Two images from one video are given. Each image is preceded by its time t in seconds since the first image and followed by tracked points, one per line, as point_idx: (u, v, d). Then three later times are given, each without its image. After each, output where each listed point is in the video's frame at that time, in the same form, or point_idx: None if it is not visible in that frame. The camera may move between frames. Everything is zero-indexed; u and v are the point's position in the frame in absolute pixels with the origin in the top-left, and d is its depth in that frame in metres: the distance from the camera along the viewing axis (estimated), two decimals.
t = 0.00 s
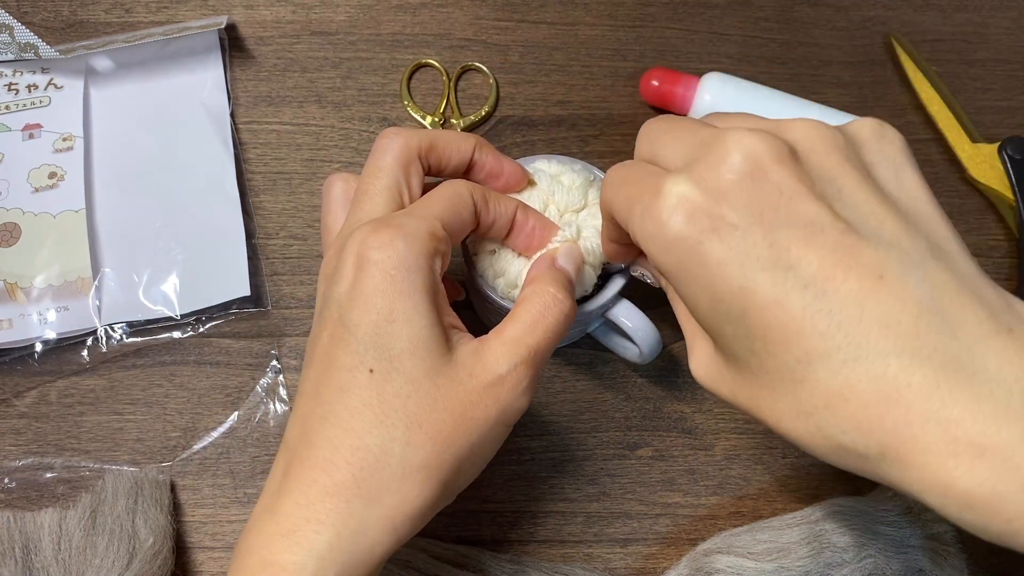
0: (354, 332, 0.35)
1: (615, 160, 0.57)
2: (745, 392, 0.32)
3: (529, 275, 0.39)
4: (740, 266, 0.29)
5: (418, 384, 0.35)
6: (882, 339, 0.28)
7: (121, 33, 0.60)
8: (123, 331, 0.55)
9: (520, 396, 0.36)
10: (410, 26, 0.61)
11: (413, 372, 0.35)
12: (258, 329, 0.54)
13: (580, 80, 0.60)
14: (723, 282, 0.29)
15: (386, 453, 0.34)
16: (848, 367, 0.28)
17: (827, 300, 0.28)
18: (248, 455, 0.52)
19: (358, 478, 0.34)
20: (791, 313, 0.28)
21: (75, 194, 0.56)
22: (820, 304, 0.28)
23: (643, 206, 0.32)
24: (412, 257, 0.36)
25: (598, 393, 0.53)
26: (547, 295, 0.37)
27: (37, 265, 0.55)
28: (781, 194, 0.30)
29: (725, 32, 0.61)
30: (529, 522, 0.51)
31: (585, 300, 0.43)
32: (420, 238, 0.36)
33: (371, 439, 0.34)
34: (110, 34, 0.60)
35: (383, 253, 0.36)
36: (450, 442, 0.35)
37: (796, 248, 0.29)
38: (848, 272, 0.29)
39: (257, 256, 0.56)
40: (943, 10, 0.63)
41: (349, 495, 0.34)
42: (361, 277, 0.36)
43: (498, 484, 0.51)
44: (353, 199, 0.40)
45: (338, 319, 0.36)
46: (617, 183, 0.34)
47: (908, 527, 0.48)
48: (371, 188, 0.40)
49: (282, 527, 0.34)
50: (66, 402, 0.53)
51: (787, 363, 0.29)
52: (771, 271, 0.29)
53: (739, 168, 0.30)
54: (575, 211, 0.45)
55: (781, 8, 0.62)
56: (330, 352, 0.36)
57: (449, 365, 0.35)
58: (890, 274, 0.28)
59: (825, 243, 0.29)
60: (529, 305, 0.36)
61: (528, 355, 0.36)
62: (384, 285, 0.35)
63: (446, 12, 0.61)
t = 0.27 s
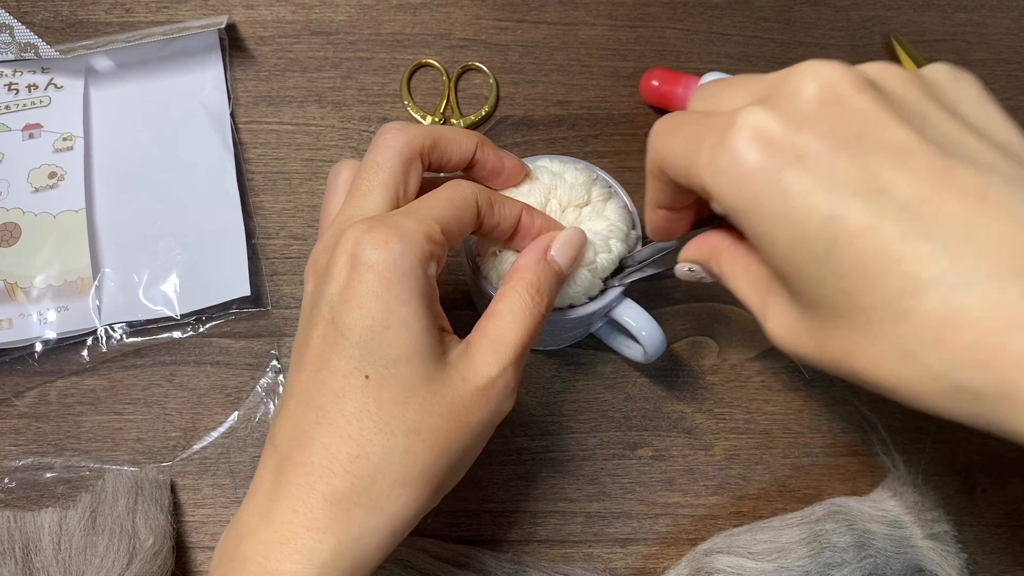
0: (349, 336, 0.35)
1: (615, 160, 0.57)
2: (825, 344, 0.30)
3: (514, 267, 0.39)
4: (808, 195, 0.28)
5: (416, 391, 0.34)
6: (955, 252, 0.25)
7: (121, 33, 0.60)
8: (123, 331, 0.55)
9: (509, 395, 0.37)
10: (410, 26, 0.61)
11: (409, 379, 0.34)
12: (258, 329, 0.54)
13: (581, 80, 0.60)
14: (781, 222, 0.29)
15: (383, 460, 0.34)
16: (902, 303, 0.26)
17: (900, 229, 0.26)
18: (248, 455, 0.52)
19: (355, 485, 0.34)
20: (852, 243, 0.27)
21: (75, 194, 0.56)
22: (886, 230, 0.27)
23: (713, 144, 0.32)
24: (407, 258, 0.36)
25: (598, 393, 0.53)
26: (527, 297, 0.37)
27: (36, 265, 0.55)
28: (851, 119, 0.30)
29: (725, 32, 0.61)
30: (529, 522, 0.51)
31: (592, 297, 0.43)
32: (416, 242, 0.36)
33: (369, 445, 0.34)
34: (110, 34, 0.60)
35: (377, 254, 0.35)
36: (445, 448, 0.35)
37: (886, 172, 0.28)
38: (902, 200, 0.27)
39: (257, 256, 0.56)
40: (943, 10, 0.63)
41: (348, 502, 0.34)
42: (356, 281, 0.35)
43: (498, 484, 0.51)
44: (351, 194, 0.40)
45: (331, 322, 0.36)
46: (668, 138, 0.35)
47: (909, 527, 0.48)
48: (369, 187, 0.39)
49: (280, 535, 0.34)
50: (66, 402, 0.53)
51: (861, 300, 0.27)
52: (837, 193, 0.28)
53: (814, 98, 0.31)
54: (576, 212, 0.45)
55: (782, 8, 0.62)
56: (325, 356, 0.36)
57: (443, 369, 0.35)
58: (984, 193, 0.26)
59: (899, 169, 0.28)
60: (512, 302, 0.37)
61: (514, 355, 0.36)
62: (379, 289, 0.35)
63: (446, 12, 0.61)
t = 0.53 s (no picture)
0: (365, 351, 0.35)
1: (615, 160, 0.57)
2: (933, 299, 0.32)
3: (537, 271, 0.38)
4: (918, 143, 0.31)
5: (435, 407, 0.35)
6: None
7: (121, 33, 0.60)
8: (123, 331, 0.55)
9: (524, 405, 0.37)
10: (410, 26, 0.61)
11: (429, 396, 0.35)
12: (258, 329, 0.54)
13: (581, 80, 0.60)
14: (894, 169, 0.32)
15: (401, 474, 0.35)
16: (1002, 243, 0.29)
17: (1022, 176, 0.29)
18: (248, 455, 0.52)
19: (373, 499, 0.35)
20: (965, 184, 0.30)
21: (75, 194, 0.56)
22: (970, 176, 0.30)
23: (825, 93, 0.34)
24: (429, 269, 0.35)
25: (598, 393, 0.53)
26: (549, 306, 0.36)
27: (36, 265, 0.55)
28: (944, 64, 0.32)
29: (725, 32, 0.61)
30: (529, 522, 0.51)
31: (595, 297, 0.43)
32: (433, 246, 0.35)
33: (388, 460, 0.35)
34: (110, 33, 0.60)
35: (399, 263, 0.34)
36: (463, 462, 0.36)
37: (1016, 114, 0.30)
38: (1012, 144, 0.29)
39: (257, 256, 0.56)
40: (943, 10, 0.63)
41: (367, 515, 0.35)
42: (375, 291, 0.35)
43: (498, 484, 0.51)
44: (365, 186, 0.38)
45: (349, 334, 0.35)
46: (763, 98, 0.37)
47: (909, 527, 0.48)
48: (383, 177, 0.38)
49: (298, 545, 0.35)
50: (66, 402, 0.53)
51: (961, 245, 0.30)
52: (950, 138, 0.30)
53: (941, 31, 0.33)
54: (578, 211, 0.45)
55: (782, 8, 0.62)
56: (342, 369, 0.35)
57: (463, 384, 0.35)
58: None
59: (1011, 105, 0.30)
60: (533, 310, 0.36)
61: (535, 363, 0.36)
62: (399, 299, 0.34)
63: (446, 12, 0.61)
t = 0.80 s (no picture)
0: (388, 358, 0.35)
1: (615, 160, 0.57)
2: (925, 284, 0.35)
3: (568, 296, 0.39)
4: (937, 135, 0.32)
5: (461, 413, 0.35)
6: None
7: (121, 33, 0.60)
8: (123, 331, 0.55)
9: (552, 417, 0.37)
10: (410, 26, 0.61)
11: (454, 401, 0.35)
12: (258, 329, 0.54)
13: (581, 80, 0.60)
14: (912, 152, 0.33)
15: (427, 482, 0.35)
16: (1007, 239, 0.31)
17: None
18: (248, 455, 0.52)
19: (398, 506, 0.35)
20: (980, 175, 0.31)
21: (75, 194, 0.56)
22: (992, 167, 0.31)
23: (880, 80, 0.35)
24: (445, 273, 0.35)
25: (598, 393, 0.53)
26: (579, 324, 0.37)
27: (36, 265, 0.55)
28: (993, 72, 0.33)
29: (725, 32, 0.61)
30: (529, 522, 0.51)
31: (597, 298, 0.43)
32: (453, 246, 0.35)
33: (415, 467, 0.35)
34: (109, 33, 0.60)
35: (413, 267, 0.35)
36: (489, 468, 0.36)
37: None
38: None
39: (257, 256, 0.56)
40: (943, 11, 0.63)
41: (390, 521, 0.35)
42: (396, 297, 0.35)
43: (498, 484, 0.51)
44: (381, 196, 0.38)
45: (370, 341, 0.35)
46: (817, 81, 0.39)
47: (909, 527, 0.48)
48: (399, 188, 0.37)
49: (323, 554, 0.35)
50: (66, 402, 0.53)
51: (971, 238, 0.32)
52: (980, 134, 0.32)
53: (1003, 45, 0.35)
54: (579, 210, 0.45)
55: (782, 8, 0.62)
56: (364, 375, 0.35)
57: (486, 391, 0.35)
58: None
59: None
60: (566, 330, 0.37)
61: (562, 379, 0.37)
62: (420, 302, 0.34)
63: (446, 11, 0.61)
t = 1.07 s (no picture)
0: (284, 322, 0.37)
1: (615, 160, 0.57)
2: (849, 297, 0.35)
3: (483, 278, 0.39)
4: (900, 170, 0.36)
5: (351, 375, 0.36)
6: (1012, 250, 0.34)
7: (121, 33, 0.60)
8: (124, 331, 0.55)
9: (461, 389, 0.37)
10: (410, 26, 0.61)
11: (346, 362, 0.36)
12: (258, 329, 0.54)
13: (581, 80, 0.60)
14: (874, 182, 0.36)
15: (312, 447, 0.35)
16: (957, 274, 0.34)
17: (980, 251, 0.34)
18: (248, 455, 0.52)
19: (281, 472, 0.35)
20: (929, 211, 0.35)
21: (75, 194, 0.57)
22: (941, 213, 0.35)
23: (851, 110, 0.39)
24: (341, 238, 0.37)
25: (598, 393, 0.53)
26: (491, 304, 0.37)
27: (37, 265, 0.55)
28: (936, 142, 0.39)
29: (725, 33, 0.61)
30: (529, 522, 0.51)
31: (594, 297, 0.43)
32: (353, 217, 0.38)
33: (298, 429, 0.35)
34: (110, 34, 0.60)
35: (316, 236, 0.37)
36: (382, 437, 0.36)
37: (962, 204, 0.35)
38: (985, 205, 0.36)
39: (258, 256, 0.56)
40: (943, 11, 0.63)
41: (278, 486, 0.35)
42: (295, 265, 0.37)
43: (498, 484, 0.51)
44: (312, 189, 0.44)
45: (268, 309, 0.37)
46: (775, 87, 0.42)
47: (908, 527, 0.48)
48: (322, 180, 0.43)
49: (210, 521, 0.35)
50: (67, 402, 0.53)
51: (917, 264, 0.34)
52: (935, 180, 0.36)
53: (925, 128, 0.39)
54: (579, 209, 0.44)
55: (782, 9, 0.62)
56: (262, 342, 0.37)
57: (381, 355, 0.36)
58: None
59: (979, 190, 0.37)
60: (475, 307, 0.37)
61: (465, 352, 0.37)
62: (317, 274, 0.37)
63: (446, 12, 0.61)
